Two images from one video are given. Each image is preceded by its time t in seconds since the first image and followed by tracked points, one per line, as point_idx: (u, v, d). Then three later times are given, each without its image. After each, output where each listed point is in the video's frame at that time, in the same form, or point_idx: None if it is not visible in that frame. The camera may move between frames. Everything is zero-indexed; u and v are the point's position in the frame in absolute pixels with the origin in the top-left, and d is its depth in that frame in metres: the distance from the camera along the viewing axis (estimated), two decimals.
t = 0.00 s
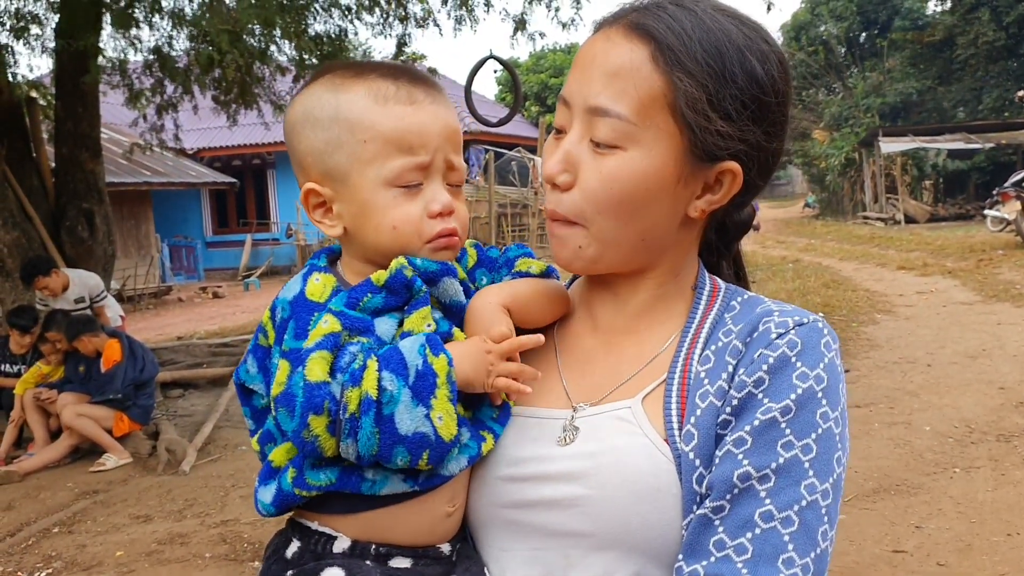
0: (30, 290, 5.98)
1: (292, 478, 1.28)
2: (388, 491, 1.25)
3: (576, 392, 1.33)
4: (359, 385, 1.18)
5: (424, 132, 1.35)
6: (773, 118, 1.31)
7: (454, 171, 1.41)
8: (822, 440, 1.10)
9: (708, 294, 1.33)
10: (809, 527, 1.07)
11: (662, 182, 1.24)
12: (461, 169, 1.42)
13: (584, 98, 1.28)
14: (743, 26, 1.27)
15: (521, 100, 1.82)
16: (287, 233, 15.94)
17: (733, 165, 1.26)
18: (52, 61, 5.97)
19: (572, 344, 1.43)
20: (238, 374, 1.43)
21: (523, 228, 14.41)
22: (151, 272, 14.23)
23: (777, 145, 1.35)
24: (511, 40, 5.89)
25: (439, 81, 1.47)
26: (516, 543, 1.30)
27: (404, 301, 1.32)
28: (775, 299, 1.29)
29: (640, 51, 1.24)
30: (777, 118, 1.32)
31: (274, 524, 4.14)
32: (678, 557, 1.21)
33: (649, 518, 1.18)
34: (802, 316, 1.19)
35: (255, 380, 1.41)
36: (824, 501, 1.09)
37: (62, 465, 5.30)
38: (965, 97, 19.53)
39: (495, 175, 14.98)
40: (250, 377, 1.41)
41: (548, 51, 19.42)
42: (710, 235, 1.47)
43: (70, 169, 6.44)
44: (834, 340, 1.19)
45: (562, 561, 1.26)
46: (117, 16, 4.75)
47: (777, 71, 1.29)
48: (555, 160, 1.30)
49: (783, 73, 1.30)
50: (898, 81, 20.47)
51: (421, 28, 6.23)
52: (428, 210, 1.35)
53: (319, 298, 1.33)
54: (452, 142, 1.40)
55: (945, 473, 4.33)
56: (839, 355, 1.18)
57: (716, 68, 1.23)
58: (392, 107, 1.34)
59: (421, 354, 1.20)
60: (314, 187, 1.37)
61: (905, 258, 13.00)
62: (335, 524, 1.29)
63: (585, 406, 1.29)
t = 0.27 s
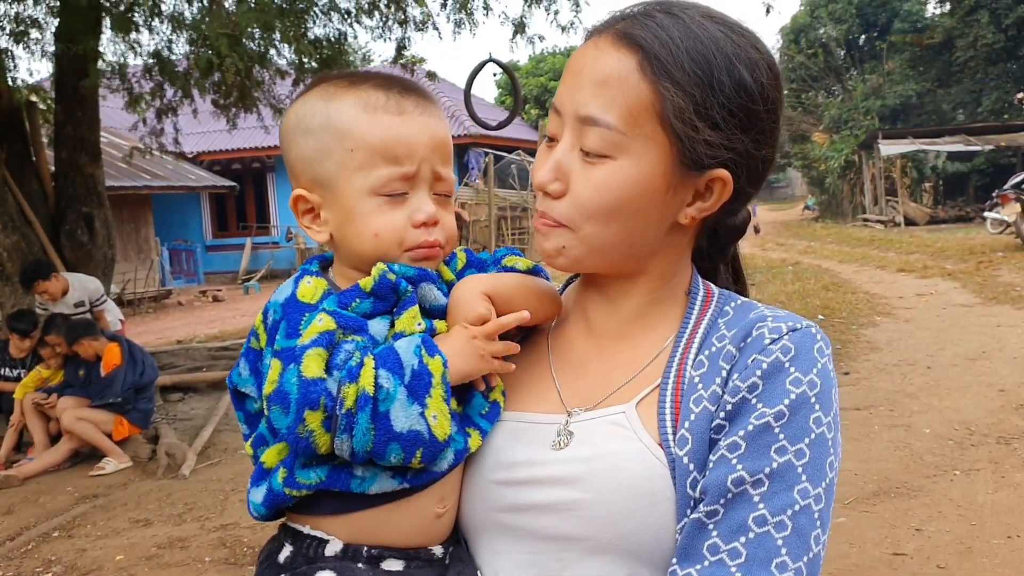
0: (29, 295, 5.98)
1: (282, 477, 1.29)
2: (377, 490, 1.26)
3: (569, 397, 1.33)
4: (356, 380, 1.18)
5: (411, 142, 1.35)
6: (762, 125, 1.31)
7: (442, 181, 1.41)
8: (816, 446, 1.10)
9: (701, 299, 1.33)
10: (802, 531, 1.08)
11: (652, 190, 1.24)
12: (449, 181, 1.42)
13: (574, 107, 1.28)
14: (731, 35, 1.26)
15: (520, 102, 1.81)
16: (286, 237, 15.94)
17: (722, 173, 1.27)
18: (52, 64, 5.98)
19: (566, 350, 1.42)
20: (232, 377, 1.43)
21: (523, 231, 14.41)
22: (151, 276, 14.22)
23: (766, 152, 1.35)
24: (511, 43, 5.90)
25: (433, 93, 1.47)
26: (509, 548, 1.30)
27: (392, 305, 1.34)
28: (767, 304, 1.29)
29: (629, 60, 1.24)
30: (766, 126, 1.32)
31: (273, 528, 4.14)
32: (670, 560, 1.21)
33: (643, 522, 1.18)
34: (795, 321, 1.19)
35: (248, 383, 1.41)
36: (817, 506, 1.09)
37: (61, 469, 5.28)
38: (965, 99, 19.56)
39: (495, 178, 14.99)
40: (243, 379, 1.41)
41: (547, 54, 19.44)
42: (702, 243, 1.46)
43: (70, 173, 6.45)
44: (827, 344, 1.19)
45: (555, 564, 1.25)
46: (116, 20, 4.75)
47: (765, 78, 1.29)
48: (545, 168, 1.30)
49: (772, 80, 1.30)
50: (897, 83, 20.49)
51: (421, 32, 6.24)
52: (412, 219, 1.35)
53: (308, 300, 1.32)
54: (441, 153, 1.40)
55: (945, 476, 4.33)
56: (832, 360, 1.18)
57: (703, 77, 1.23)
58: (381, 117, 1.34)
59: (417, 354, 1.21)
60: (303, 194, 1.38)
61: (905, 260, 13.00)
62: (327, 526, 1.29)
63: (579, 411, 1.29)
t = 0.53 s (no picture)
0: (29, 298, 5.98)
1: (277, 477, 1.29)
2: (372, 484, 1.26)
3: (563, 400, 1.33)
4: (363, 369, 1.20)
5: (406, 147, 1.35)
6: (747, 124, 1.30)
7: (436, 190, 1.40)
8: (806, 450, 1.10)
9: (693, 301, 1.34)
10: (793, 537, 1.08)
11: (637, 193, 1.24)
12: (444, 189, 1.41)
13: (557, 113, 1.28)
14: (711, 34, 1.26)
15: (520, 104, 1.81)
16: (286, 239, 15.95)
17: (707, 173, 1.27)
18: (52, 68, 5.98)
19: (559, 353, 1.42)
20: (225, 379, 1.43)
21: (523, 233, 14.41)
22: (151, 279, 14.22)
23: (753, 150, 1.33)
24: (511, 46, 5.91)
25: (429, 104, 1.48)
26: (501, 551, 1.30)
27: (386, 305, 1.33)
28: (759, 307, 1.29)
29: (609, 64, 1.25)
30: (751, 125, 1.31)
31: (274, 530, 4.14)
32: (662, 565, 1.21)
33: (634, 527, 1.18)
34: (786, 325, 1.19)
35: (239, 383, 1.41)
36: (808, 511, 1.09)
37: (62, 472, 5.29)
38: (965, 101, 19.52)
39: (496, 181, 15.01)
40: (235, 379, 1.41)
41: (547, 57, 19.46)
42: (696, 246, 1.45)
43: (70, 176, 6.45)
44: (818, 348, 1.19)
45: (549, 567, 1.25)
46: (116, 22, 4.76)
47: (751, 75, 1.28)
48: (532, 174, 1.30)
49: (756, 78, 1.29)
50: (897, 85, 20.52)
51: (421, 34, 6.25)
52: (405, 223, 1.35)
53: (303, 297, 1.32)
54: (436, 159, 1.40)
55: (945, 478, 4.33)
56: (823, 363, 1.18)
57: (683, 77, 1.23)
58: (379, 122, 1.35)
59: (417, 348, 1.24)
60: (299, 194, 1.38)
61: (905, 263, 13.00)
62: (320, 528, 1.30)
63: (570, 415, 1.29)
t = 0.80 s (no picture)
0: (32, 299, 6.00)
1: (281, 482, 1.29)
2: (375, 485, 1.27)
3: (562, 402, 1.33)
4: (364, 370, 1.21)
5: (398, 147, 1.35)
6: (741, 122, 1.29)
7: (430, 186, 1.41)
8: (804, 449, 1.11)
9: (692, 302, 1.34)
10: (790, 536, 1.08)
11: (630, 197, 1.24)
12: (437, 184, 1.42)
13: (550, 119, 1.29)
14: (700, 34, 1.25)
15: (522, 106, 1.81)
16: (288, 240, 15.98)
17: (701, 174, 1.26)
18: (55, 69, 6.00)
19: (559, 354, 1.43)
20: (227, 386, 1.43)
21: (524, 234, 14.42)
22: (154, 280, 14.23)
23: (748, 149, 1.33)
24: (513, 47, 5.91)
25: (419, 100, 1.48)
26: (501, 551, 1.30)
27: (382, 303, 1.35)
28: (757, 306, 1.30)
29: (598, 70, 1.25)
30: (745, 123, 1.30)
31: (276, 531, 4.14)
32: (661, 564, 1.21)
33: (633, 527, 1.18)
34: (784, 324, 1.20)
35: (240, 390, 1.41)
36: (806, 510, 1.09)
37: (64, 473, 5.30)
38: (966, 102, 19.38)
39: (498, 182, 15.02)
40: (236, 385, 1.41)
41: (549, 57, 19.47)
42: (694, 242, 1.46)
43: (72, 177, 6.46)
44: (816, 347, 1.19)
45: (548, 567, 1.25)
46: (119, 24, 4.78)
47: (741, 72, 1.26)
48: (529, 180, 1.31)
49: (748, 76, 1.27)
50: (899, 86, 20.51)
51: (423, 35, 6.26)
52: (400, 220, 1.36)
53: (301, 301, 1.33)
54: (429, 158, 1.40)
55: (947, 479, 4.33)
56: (821, 362, 1.18)
57: (671, 79, 1.22)
58: (370, 121, 1.35)
59: (413, 343, 1.25)
60: (294, 198, 1.39)
61: (907, 263, 13.00)
62: (321, 528, 1.30)
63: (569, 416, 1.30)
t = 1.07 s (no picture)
0: (33, 300, 6.01)
1: (287, 479, 1.30)
2: (377, 477, 1.27)
3: (565, 401, 1.34)
4: (360, 356, 1.21)
5: (402, 146, 1.36)
6: (738, 123, 1.29)
7: (433, 185, 1.43)
8: (806, 446, 1.11)
9: (694, 300, 1.35)
10: (792, 532, 1.08)
11: (630, 200, 1.25)
12: (440, 183, 1.44)
13: (548, 123, 1.30)
14: (696, 35, 1.25)
15: (524, 109, 1.82)
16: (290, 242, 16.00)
17: (700, 176, 1.27)
18: (57, 71, 6.02)
19: (563, 356, 1.44)
20: (234, 391, 1.43)
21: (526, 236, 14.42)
22: (156, 281, 14.24)
23: (747, 150, 1.33)
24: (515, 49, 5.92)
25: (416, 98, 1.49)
26: (505, 550, 1.30)
27: (380, 294, 1.33)
28: (760, 305, 1.30)
29: (594, 74, 1.26)
30: (742, 125, 1.30)
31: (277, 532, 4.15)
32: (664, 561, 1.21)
33: (636, 524, 1.19)
34: (786, 322, 1.20)
35: (247, 392, 1.40)
36: (808, 507, 1.10)
37: (66, 474, 5.31)
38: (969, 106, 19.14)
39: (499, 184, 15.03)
40: (243, 389, 1.41)
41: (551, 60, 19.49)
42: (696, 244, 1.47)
43: (74, 178, 6.47)
44: (819, 345, 1.20)
45: (551, 565, 1.25)
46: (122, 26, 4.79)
47: (738, 73, 1.26)
48: (528, 184, 1.32)
49: (745, 77, 1.28)
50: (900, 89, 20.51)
51: (425, 38, 6.27)
52: (406, 219, 1.37)
53: (302, 299, 1.33)
54: (431, 155, 1.41)
55: (948, 482, 4.33)
56: (823, 359, 1.19)
57: (668, 82, 1.23)
58: (373, 121, 1.36)
59: (402, 321, 1.26)
60: (296, 199, 1.38)
61: (909, 266, 13.00)
62: (325, 526, 1.31)
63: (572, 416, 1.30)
